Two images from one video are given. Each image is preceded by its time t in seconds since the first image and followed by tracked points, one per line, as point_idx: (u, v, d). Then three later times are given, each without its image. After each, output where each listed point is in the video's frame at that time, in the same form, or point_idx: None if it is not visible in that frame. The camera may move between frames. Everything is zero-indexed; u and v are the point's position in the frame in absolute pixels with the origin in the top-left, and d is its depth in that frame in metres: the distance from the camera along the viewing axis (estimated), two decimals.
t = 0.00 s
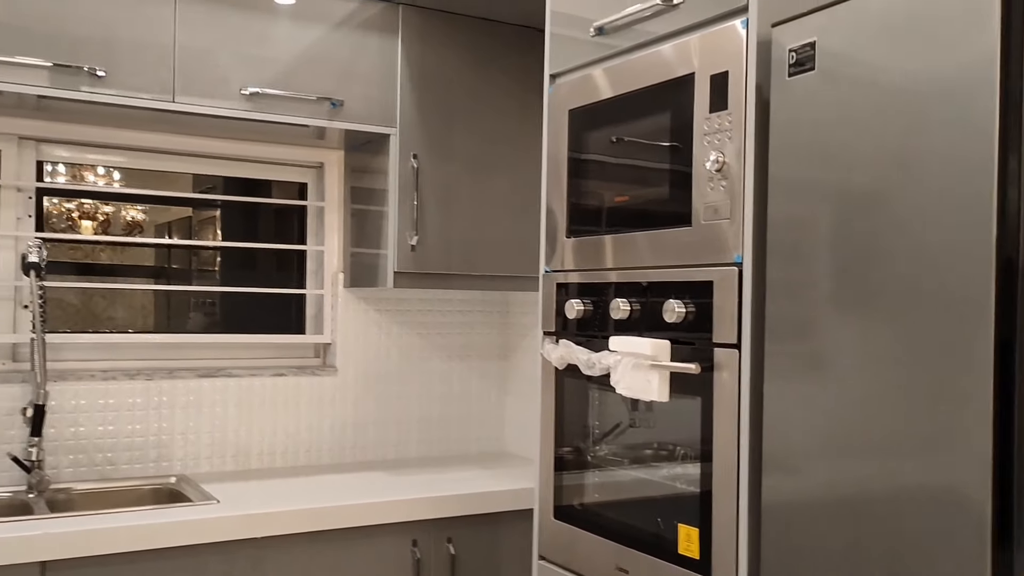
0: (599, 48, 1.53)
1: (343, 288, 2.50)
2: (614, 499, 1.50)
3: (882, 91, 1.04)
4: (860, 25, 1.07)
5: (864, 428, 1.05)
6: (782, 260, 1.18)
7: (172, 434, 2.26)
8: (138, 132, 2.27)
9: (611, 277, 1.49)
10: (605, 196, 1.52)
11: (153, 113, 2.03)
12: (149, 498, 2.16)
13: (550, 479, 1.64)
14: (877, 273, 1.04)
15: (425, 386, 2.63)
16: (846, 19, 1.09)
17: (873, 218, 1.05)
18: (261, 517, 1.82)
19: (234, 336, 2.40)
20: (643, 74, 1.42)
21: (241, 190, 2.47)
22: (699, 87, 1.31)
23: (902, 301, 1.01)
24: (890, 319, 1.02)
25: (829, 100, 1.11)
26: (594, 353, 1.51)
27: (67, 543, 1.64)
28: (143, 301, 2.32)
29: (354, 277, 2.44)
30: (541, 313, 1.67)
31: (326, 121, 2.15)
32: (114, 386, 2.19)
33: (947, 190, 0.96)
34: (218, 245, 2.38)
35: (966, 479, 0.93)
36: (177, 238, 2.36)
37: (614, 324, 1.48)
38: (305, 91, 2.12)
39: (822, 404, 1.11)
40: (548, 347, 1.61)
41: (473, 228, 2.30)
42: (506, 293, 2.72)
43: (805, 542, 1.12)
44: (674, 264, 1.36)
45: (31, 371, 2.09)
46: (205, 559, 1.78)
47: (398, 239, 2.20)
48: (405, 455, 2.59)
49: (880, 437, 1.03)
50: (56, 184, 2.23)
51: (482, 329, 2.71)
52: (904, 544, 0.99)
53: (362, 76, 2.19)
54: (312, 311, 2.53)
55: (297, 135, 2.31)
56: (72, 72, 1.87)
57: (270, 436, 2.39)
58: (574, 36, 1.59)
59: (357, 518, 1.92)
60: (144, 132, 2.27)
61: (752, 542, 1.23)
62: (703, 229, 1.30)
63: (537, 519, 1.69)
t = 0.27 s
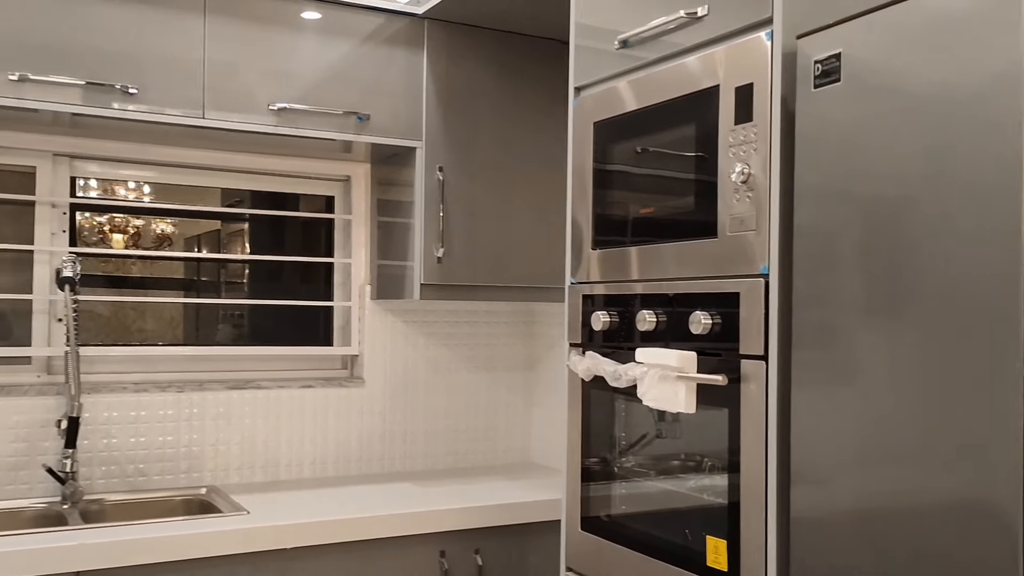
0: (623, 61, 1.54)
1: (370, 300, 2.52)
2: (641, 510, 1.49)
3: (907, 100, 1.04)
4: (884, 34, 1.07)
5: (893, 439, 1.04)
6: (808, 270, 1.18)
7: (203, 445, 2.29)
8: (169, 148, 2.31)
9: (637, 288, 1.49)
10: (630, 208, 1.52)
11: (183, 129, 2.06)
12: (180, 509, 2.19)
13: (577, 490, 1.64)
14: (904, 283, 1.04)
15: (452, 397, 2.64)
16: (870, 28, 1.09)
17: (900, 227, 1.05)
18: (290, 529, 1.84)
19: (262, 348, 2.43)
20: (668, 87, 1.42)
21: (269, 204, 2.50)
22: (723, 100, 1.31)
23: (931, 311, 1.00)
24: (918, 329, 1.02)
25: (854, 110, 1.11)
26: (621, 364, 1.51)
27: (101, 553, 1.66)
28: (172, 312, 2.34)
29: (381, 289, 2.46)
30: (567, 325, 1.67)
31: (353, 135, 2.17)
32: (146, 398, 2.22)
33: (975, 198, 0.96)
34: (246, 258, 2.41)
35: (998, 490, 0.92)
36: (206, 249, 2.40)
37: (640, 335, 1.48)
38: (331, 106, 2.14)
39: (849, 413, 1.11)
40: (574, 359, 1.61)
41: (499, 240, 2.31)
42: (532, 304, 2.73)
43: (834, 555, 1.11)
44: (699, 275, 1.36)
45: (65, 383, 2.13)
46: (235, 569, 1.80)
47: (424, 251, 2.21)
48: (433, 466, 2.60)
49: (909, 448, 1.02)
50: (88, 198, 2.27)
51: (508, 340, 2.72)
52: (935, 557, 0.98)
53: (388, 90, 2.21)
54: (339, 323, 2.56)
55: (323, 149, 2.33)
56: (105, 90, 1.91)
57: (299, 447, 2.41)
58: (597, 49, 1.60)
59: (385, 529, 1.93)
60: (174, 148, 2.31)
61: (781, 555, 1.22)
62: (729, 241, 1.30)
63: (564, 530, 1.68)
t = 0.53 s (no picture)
0: (648, 70, 1.54)
1: (397, 308, 2.54)
2: (668, 519, 1.49)
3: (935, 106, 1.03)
4: (911, 40, 1.07)
5: (922, 448, 1.04)
6: (835, 278, 1.17)
7: (233, 453, 2.31)
8: (199, 159, 2.35)
9: (663, 296, 1.49)
10: (656, 217, 1.52)
11: (214, 141, 2.09)
12: (211, 516, 2.21)
13: (604, 498, 1.64)
14: (932, 290, 1.03)
15: (479, 406, 2.65)
16: (896, 35, 1.09)
17: (928, 234, 1.04)
18: (318, 536, 1.85)
19: (290, 357, 2.45)
20: (693, 96, 1.42)
21: (297, 214, 2.52)
22: (749, 108, 1.31)
23: (960, 319, 0.99)
24: (947, 336, 1.01)
25: (881, 117, 1.11)
26: (647, 373, 1.50)
27: (134, 559, 1.69)
28: (201, 321, 2.38)
29: (408, 298, 2.48)
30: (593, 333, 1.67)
31: (380, 145, 2.19)
32: (177, 406, 2.25)
33: (1004, 205, 0.95)
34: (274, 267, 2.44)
35: None
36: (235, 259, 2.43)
37: (666, 343, 1.47)
38: (358, 117, 2.17)
39: (877, 422, 1.10)
40: (600, 367, 1.62)
41: (524, 248, 2.32)
42: (558, 311, 2.74)
43: (864, 564, 1.11)
44: (725, 283, 1.36)
45: (99, 392, 2.17)
46: None
47: (451, 260, 2.23)
48: (460, 474, 2.61)
49: (939, 457, 1.01)
50: (119, 209, 2.31)
51: (534, 348, 2.72)
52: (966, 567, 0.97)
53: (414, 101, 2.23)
54: (367, 332, 2.58)
55: (350, 160, 2.36)
56: (137, 103, 1.94)
57: (327, 455, 2.43)
58: (622, 59, 1.61)
59: (413, 537, 1.94)
60: (204, 159, 2.34)
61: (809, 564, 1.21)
62: (755, 249, 1.30)
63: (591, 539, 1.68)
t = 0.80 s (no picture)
0: (674, 77, 1.54)
1: (425, 315, 2.55)
2: (697, 525, 1.48)
3: (964, 110, 1.02)
4: (940, 43, 1.06)
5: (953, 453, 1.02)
6: (863, 283, 1.16)
7: (263, 458, 2.34)
8: (229, 168, 2.38)
9: (690, 303, 1.48)
10: (683, 223, 1.51)
11: (244, 150, 2.12)
12: (242, 521, 2.24)
13: (633, 504, 1.64)
14: (962, 294, 1.02)
15: (506, 412, 2.65)
16: (925, 39, 1.08)
17: (958, 238, 1.03)
18: (348, 540, 1.87)
19: (318, 363, 2.48)
20: (720, 102, 1.42)
21: (325, 222, 2.55)
22: (777, 115, 1.31)
23: (991, 323, 0.98)
24: (978, 341, 1.00)
25: (909, 120, 1.10)
26: (676, 379, 1.50)
27: (167, 562, 1.71)
28: (231, 328, 2.41)
29: (436, 305, 2.49)
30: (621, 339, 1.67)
31: (408, 152, 2.21)
32: (209, 412, 2.28)
33: None
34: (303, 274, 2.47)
35: None
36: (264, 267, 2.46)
37: (694, 350, 1.47)
38: (386, 125, 2.19)
39: (907, 427, 1.09)
40: (628, 374, 1.61)
41: (551, 254, 2.32)
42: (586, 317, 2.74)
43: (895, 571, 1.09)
44: (753, 290, 1.35)
45: (132, 397, 2.20)
46: None
47: (478, 266, 2.24)
48: (488, 480, 2.61)
49: (970, 463, 1.00)
50: (150, 218, 2.35)
51: (562, 354, 2.73)
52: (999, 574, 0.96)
53: (441, 108, 2.25)
54: (395, 338, 2.59)
55: (379, 167, 2.38)
56: (169, 113, 1.98)
57: (356, 460, 2.45)
58: (648, 66, 1.61)
59: (442, 543, 1.95)
60: (234, 167, 2.38)
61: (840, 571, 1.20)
62: (784, 255, 1.29)
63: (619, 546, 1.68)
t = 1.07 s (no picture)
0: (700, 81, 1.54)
1: (452, 319, 2.57)
2: (726, 529, 1.48)
3: (995, 111, 1.01)
4: (970, 45, 1.05)
5: (985, 458, 1.01)
6: (893, 287, 1.16)
7: (292, 461, 2.36)
8: (258, 174, 2.41)
9: (717, 306, 1.48)
10: (710, 227, 1.51)
11: (273, 156, 2.15)
12: (272, 523, 2.26)
13: (661, 508, 1.63)
14: (994, 297, 1.01)
15: (533, 415, 2.66)
16: (955, 41, 1.07)
17: (989, 241, 1.02)
18: (377, 543, 1.88)
19: (346, 367, 2.50)
20: (747, 106, 1.42)
21: (352, 227, 2.57)
22: (804, 118, 1.30)
23: None
24: (1011, 344, 0.98)
25: (938, 122, 1.09)
26: (703, 383, 1.50)
27: (200, 563, 1.74)
28: (259, 332, 2.43)
29: (463, 308, 2.50)
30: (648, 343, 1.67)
31: (434, 157, 2.22)
32: (238, 415, 2.31)
33: None
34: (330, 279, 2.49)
35: None
36: (291, 271, 2.49)
37: (722, 354, 1.47)
38: (412, 131, 2.20)
39: (937, 432, 1.08)
40: (656, 377, 1.61)
41: (578, 258, 2.33)
42: (613, 321, 2.74)
43: None
44: (781, 293, 1.35)
45: (164, 401, 2.23)
46: None
47: (505, 270, 2.25)
48: (515, 483, 2.62)
49: (1003, 468, 0.99)
50: (179, 223, 2.38)
51: (588, 358, 2.73)
52: None
53: (467, 114, 2.26)
54: (422, 342, 2.61)
55: (405, 172, 2.40)
56: (200, 120, 2.01)
57: (384, 463, 2.46)
58: (674, 69, 1.61)
59: (470, 546, 1.96)
60: (263, 173, 2.41)
61: None
62: (812, 259, 1.29)
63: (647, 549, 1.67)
